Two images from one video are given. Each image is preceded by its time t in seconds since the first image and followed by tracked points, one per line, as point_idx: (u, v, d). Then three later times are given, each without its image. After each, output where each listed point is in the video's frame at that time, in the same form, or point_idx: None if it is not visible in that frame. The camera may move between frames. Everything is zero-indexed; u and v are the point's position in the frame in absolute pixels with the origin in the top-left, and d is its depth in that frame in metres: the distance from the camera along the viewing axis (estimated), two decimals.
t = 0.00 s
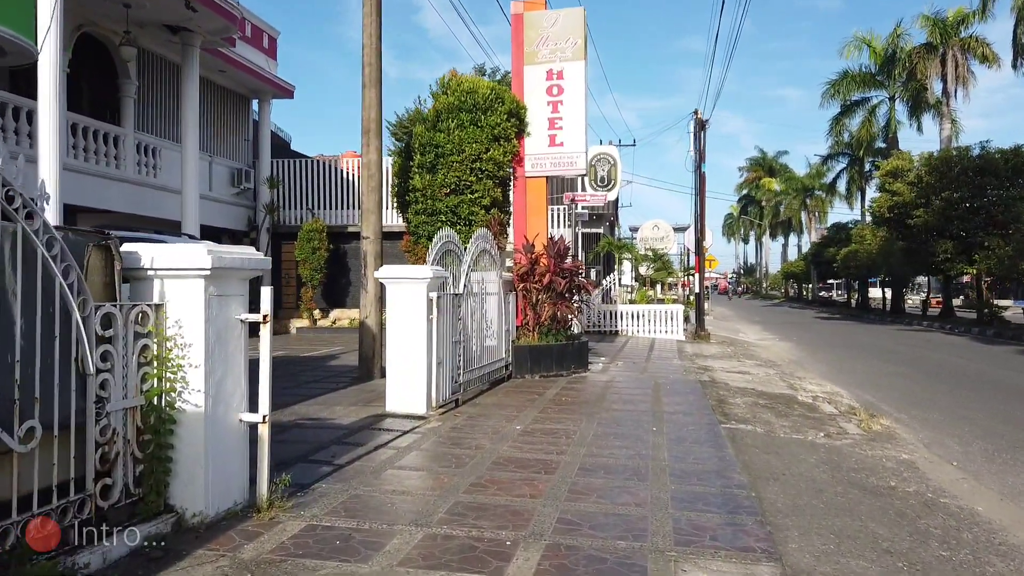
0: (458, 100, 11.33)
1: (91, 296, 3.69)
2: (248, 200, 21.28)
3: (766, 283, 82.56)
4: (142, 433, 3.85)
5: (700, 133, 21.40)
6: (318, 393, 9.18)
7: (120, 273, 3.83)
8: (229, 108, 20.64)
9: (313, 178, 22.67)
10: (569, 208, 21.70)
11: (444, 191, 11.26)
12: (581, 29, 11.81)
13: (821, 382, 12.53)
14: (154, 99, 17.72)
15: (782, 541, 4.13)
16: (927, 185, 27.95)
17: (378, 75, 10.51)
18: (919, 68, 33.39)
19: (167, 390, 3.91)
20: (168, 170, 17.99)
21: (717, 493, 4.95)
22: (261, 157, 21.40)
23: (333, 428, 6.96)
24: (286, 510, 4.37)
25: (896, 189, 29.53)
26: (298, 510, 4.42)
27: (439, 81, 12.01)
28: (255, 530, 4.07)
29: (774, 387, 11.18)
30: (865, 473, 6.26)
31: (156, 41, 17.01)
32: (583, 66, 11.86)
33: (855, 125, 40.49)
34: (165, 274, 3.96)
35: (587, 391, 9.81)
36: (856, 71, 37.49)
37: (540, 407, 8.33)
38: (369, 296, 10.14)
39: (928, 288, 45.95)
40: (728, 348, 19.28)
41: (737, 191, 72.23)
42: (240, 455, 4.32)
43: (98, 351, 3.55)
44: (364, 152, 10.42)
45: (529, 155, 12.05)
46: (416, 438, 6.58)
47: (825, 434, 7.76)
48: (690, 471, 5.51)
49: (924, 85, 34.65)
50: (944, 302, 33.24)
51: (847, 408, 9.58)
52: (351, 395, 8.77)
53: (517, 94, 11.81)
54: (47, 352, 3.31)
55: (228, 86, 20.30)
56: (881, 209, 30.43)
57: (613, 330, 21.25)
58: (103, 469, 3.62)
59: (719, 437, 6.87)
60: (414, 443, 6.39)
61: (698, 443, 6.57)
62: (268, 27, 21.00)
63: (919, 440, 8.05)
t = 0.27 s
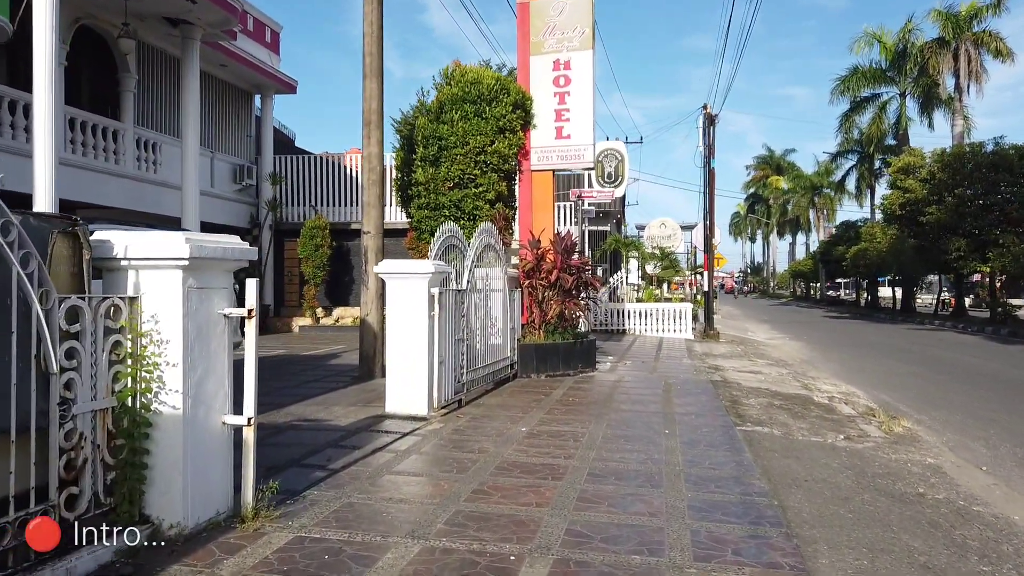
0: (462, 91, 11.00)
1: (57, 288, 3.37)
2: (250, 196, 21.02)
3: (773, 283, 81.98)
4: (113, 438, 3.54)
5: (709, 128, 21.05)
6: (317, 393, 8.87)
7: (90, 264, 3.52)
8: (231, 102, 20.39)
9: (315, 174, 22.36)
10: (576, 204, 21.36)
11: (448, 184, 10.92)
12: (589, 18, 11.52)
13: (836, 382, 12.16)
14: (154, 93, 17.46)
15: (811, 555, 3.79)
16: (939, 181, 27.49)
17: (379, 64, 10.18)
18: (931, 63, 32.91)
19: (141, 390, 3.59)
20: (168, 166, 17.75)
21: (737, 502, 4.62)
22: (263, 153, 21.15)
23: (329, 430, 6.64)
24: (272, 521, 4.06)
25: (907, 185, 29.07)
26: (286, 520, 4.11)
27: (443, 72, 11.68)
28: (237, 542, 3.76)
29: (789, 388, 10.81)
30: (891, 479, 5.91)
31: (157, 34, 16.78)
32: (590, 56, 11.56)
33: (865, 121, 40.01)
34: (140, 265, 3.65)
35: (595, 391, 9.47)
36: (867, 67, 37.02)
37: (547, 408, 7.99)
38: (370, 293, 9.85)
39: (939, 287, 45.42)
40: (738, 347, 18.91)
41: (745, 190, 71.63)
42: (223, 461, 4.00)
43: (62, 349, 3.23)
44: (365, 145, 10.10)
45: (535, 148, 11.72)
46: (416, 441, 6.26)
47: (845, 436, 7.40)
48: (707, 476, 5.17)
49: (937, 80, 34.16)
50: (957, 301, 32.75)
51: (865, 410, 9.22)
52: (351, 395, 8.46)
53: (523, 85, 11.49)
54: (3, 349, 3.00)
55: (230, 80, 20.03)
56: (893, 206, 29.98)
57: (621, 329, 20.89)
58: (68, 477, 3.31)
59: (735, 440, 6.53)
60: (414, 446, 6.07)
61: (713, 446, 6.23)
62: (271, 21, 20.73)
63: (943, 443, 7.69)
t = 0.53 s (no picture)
0: (462, 89, 10.76)
1: (20, 297, 3.13)
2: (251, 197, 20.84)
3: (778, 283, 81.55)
4: (82, 456, 3.29)
5: (715, 128, 20.78)
6: (313, 399, 8.63)
7: (58, 269, 3.27)
8: (231, 102, 20.20)
9: (316, 174, 22.12)
10: (580, 204, 21.10)
11: (448, 185, 10.67)
12: (593, 14, 11.23)
13: (845, 387, 11.89)
14: (152, 93, 17.25)
15: None
16: (948, 181, 27.16)
17: (377, 61, 9.91)
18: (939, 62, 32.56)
19: (112, 405, 3.34)
20: (167, 167, 17.56)
21: (750, 521, 4.36)
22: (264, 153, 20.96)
23: (323, 440, 6.39)
24: (255, 544, 3.82)
25: (915, 186, 28.73)
26: (270, 542, 3.87)
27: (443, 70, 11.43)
28: (218, 571, 3.52)
29: (798, 393, 10.54)
30: (910, 493, 5.64)
31: (155, 33, 16.61)
32: (594, 54, 11.28)
33: (872, 121, 39.65)
34: (112, 271, 3.41)
35: (600, 397, 9.20)
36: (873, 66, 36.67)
37: (550, 415, 7.74)
38: (368, 297, 9.61)
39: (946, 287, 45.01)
40: (744, 349, 18.64)
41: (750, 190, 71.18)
42: (203, 480, 3.76)
43: (23, 364, 2.98)
44: (363, 144, 9.85)
45: (537, 147, 11.45)
46: (412, 452, 6.00)
47: (859, 446, 7.12)
48: (717, 492, 4.91)
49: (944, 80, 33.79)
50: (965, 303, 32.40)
51: (878, 417, 8.95)
52: (347, 401, 8.20)
53: (526, 84, 11.21)
54: None
55: (230, 80, 19.83)
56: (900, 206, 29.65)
57: (625, 331, 20.63)
58: (30, 502, 3.05)
59: (745, 451, 6.26)
60: (411, 458, 5.82)
61: (724, 458, 5.95)
62: (272, 20, 20.53)
63: (960, 452, 7.41)
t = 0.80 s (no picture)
0: (458, 81, 10.45)
1: None
2: (247, 195, 20.55)
3: (781, 284, 81.09)
4: (21, 468, 2.96)
5: (718, 125, 20.45)
6: (302, 401, 8.31)
7: None
8: (226, 100, 19.93)
9: (313, 173, 21.82)
10: (581, 203, 20.77)
11: (443, 180, 10.34)
12: (593, 4, 10.91)
13: (853, 388, 11.55)
14: (146, 89, 16.98)
15: None
16: (955, 179, 26.77)
17: (370, 52, 9.59)
18: (944, 59, 32.19)
19: (55, 411, 3.02)
20: (161, 165, 17.28)
21: (760, 535, 4.02)
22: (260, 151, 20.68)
23: (306, 446, 6.06)
24: (218, 562, 3.50)
25: (921, 184, 28.36)
26: (235, 560, 3.56)
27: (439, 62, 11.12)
28: None
29: (805, 395, 10.18)
30: (928, 501, 5.30)
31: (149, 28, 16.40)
32: (594, 46, 10.96)
33: (876, 120, 39.27)
34: (58, 263, 3.09)
35: (600, 399, 8.87)
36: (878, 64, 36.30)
37: (547, 419, 7.40)
38: (360, 296, 9.31)
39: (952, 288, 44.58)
40: (748, 350, 18.30)
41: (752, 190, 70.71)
42: (161, 493, 3.43)
43: None
44: (356, 138, 9.53)
45: (536, 141, 11.13)
46: (400, 459, 5.67)
47: (872, 452, 6.77)
48: (723, 503, 4.57)
49: (950, 78, 33.42)
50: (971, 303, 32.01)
51: (889, 420, 8.61)
52: (337, 404, 7.89)
53: (524, 76, 10.91)
54: None
55: (226, 77, 19.56)
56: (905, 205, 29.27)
57: (627, 331, 20.30)
58: None
59: (753, 457, 5.91)
60: (399, 464, 5.50)
61: (729, 464, 5.63)
62: (268, 16, 20.26)
63: (977, 456, 7.07)
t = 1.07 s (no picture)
0: (456, 77, 10.14)
1: None
2: (243, 195, 20.26)
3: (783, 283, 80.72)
4: None
5: (722, 122, 20.15)
6: (293, 408, 8.01)
7: None
8: (222, 98, 19.65)
9: (310, 172, 21.51)
10: (582, 202, 20.46)
11: (440, 178, 10.04)
12: None
13: (861, 392, 11.24)
14: (139, 87, 16.69)
15: None
16: (960, 178, 26.45)
17: (364, 46, 9.29)
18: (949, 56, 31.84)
19: None
20: (155, 163, 16.99)
21: (778, 561, 3.71)
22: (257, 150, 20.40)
23: (293, 458, 5.75)
24: None
25: (926, 183, 28.02)
26: None
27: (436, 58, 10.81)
28: None
29: (813, 400, 9.88)
30: (952, 518, 5.00)
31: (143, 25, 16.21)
32: (596, 40, 10.66)
33: (880, 118, 38.92)
34: (5, 269, 2.79)
35: (602, 405, 8.57)
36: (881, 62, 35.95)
37: (546, 428, 7.09)
38: (353, 299, 9.02)
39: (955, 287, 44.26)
40: (752, 351, 18.00)
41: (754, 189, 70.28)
42: (123, 519, 3.14)
43: None
44: (349, 135, 9.23)
45: (536, 139, 10.82)
46: (391, 473, 5.36)
47: (887, 463, 6.46)
48: (735, 523, 4.27)
49: (954, 75, 33.09)
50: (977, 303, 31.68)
51: (902, 427, 8.31)
52: (329, 411, 7.59)
53: (523, 72, 10.60)
54: None
55: (222, 74, 19.28)
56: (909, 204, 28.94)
57: (629, 332, 20.00)
58: None
59: (764, 471, 5.60)
60: (390, 478, 5.20)
61: (739, 478, 5.33)
62: (265, 13, 19.98)
63: (996, 466, 6.77)
